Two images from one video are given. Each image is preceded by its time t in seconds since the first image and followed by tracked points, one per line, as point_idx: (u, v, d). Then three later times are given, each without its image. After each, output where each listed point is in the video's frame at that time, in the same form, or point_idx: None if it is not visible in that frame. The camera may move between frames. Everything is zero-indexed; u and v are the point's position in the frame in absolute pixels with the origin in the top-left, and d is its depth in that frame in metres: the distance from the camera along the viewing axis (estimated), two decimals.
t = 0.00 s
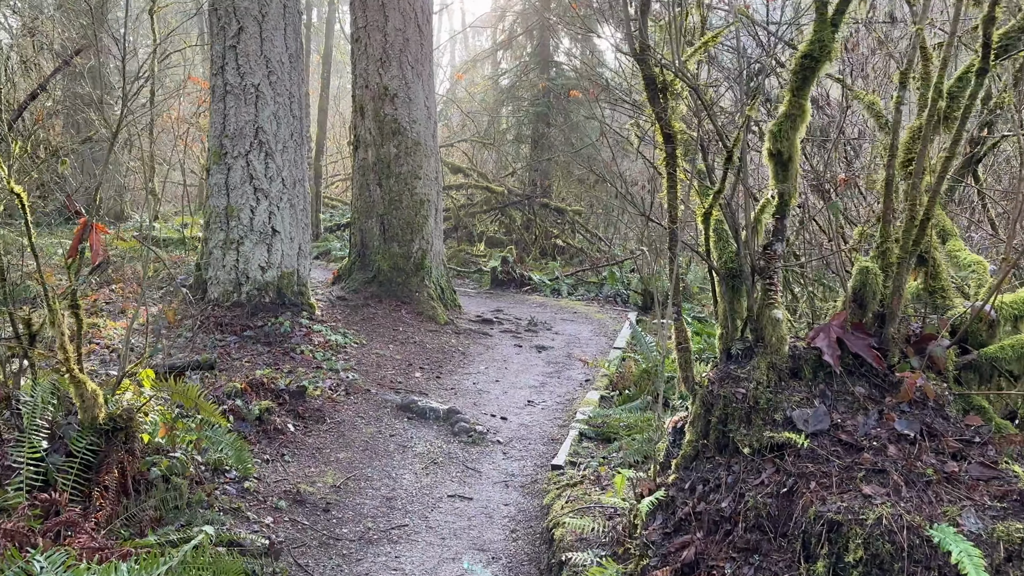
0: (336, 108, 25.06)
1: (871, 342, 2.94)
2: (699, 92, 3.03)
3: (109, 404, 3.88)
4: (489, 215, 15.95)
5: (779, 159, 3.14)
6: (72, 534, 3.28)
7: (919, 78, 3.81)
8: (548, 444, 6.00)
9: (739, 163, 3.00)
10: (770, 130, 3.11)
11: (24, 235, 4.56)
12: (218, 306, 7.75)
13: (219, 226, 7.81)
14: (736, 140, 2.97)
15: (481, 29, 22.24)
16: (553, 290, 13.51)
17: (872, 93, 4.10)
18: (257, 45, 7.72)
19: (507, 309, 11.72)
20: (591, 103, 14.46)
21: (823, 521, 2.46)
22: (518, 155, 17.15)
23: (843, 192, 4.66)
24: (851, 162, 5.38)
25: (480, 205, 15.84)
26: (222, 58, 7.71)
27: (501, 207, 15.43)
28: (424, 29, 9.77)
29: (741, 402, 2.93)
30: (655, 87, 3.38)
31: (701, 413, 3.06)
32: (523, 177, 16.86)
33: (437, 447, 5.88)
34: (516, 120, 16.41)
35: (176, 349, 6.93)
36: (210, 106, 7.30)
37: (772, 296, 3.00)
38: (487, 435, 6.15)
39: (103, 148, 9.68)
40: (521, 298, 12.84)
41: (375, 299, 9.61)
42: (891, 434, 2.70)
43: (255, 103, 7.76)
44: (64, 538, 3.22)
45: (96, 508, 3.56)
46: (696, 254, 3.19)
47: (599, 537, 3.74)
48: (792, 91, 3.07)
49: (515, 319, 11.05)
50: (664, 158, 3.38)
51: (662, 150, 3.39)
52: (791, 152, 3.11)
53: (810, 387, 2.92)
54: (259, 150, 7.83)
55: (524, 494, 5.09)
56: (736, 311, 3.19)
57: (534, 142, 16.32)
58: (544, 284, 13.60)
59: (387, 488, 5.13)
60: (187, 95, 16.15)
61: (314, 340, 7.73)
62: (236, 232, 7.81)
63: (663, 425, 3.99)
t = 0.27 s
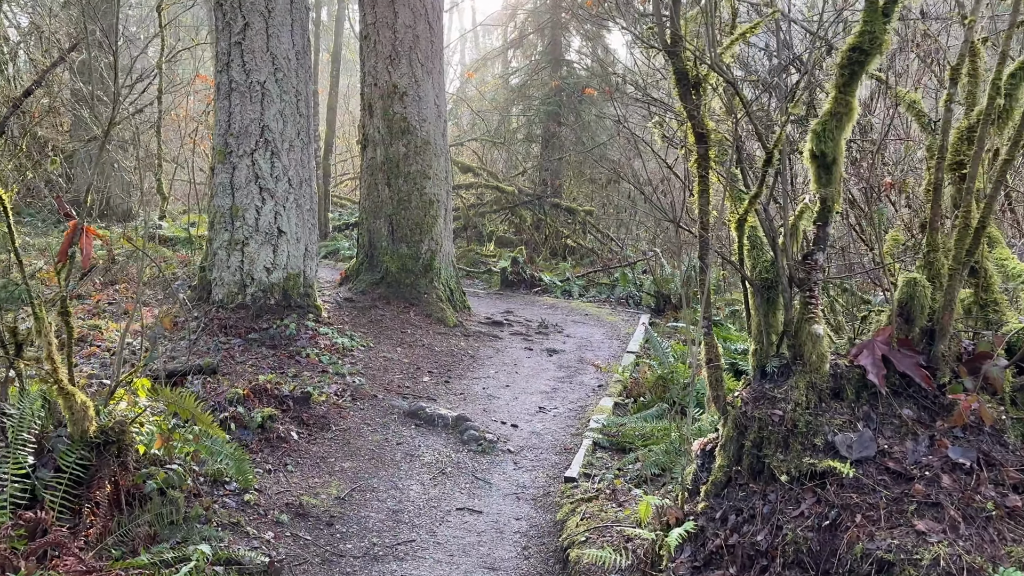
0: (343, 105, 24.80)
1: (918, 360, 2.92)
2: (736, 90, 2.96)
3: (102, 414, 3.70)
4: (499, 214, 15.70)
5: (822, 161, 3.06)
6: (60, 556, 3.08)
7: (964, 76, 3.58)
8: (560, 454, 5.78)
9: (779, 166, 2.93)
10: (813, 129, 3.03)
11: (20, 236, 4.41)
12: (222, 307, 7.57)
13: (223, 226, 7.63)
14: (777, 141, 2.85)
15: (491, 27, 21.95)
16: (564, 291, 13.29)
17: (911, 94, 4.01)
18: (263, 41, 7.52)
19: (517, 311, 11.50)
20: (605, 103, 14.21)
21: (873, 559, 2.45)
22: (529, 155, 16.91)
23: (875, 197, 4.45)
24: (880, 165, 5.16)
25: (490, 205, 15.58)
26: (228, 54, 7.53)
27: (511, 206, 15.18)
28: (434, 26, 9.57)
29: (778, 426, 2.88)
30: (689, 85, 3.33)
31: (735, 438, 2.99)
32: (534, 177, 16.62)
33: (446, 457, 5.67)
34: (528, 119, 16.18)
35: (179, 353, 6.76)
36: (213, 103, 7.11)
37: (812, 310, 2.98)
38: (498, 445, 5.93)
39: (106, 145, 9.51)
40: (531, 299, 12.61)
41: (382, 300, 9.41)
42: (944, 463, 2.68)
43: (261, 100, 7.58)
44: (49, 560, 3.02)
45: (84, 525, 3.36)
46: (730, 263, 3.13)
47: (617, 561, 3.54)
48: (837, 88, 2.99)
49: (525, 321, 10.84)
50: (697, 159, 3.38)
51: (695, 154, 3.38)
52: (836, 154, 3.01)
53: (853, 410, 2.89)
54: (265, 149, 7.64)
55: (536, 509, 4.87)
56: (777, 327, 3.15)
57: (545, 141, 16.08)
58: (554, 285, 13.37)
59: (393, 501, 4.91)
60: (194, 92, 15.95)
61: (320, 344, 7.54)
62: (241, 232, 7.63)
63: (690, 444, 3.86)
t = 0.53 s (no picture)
0: (347, 103, 24.54)
1: (961, 374, 2.92)
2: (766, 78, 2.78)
3: (87, 426, 3.54)
4: (506, 213, 15.47)
5: (858, 158, 2.98)
6: None
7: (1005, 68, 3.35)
8: (570, 463, 5.56)
9: (812, 162, 2.80)
10: (850, 122, 2.95)
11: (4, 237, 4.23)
12: (222, 309, 7.39)
13: (223, 225, 7.44)
14: (812, 134, 2.70)
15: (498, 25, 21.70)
16: (572, 291, 13.04)
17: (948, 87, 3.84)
18: (264, 36, 7.33)
19: (524, 312, 11.29)
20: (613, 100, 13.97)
21: None
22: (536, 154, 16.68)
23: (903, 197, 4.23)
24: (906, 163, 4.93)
25: (497, 204, 15.35)
26: (228, 49, 7.34)
27: (518, 205, 14.95)
28: (440, 22, 9.36)
29: (811, 445, 2.86)
30: (715, 72, 3.20)
31: (765, 458, 2.97)
32: (541, 176, 16.39)
33: (451, 466, 5.45)
34: (535, 117, 15.95)
35: (177, 356, 6.57)
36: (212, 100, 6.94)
37: (847, 318, 2.97)
38: (505, 453, 5.72)
39: (106, 143, 9.34)
40: (538, 300, 12.39)
41: (387, 302, 9.20)
42: (995, 488, 2.60)
43: (262, 96, 7.38)
44: None
45: (65, 544, 3.17)
46: (758, 266, 3.01)
47: None
48: (876, 76, 2.89)
49: (533, 322, 10.62)
50: (722, 153, 3.25)
51: (720, 147, 3.26)
52: (874, 148, 2.93)
53: (892, 428, 2.87)
54: (266, 146, 7.44)
55: (545, 522, 4.66)
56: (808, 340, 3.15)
57: (553, 139, 15.84)
58: (562, 285, 13.14)
59: (395, 514, 4.70)
60: (196, 89, 15.75)
61: (322, 346, 7.34)
62: (241, 232, 7.44)
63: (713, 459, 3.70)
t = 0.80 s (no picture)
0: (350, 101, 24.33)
1: (1006, 386, 2.77)
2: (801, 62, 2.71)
3: (66, 437, 3.37)
4: (512, 212, 15.25)
5: (893, 149, 2.84)
6: None
7: None
8: (577, 471, 5.35)
9: (843, 152, 2.73)
10: (886, 110, 2.82)
11: None
12: (221, 309, 7.21)
13: (221, 224, 7.25)
14: (845, 122, 2.70)
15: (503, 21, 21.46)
16: (579, 291, 12.81)
17: (980, 79, 3.64)
18: (263, 29, 7.13)
19: (530, 312, 11.08)
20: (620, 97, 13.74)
21: None
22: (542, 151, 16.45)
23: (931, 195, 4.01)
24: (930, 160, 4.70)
25: (503, 202, 15.13)
26: (226, 42, 7.14)
27: (523, 203, 14.73)
28: (444, 16, 9.15)
29: (843, 464, 2.71)
30: (737, 54, 3.03)
31: (793, 478, 2.83)
32: (547, 173, 16.16)
33: (454, 473, 5.25)
34: (541, 113, 15.72)
35: (173, 358, 6.40)
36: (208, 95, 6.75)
37: (881, 326, 2.82)
38: (510, 460, 5.51)
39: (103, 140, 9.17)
40: (545, 299, 12.17)
41: (390, 302, 9.00)
42: None
43: (261, 91, 7.18)
44: None
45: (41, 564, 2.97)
46: (784, 265, 2.85)
47: None
48: (915, 59, 2.76)
49: (539, 322, 10.41)
50: (745, 144, 3.10)
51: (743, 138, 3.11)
52: (913, 138, 2.80)
53: (933, 445, 2.74)
54: (265, 142, 7.25)
55: (551, 534, 4.45)
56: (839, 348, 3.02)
57: (558, 137, 15.61)
58: (569, 284, 12.92)
59: (394, 525, 4.49)
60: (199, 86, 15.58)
61: (322, 348, 7.15)
62: (239, 231, 7.24)
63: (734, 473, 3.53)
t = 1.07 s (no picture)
0: (352, 95, 24.06)
1: None
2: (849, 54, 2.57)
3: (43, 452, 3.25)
4: (517, 208, 15.01)
5: (940, 142, 2.73)
6: None
7: None
8: (587, 479, 5.13)
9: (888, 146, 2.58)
10: (936, 99, 2.69)
11: None
12: (219, 309, 7.02)
13: (219, 222, 7.06)
14: (892, 113, 2.56)
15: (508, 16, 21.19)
16: (586, 289, 12.57)
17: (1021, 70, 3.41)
18: (261, 21, 6.92)
19: (536, 311, 10.86)
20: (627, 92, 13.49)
21: None
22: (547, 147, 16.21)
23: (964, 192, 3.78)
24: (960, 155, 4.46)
25: (508, 198, 14.90)
26: (223, 35, 6.94)
27: (529, 200, 14.50)
28: (448, 8, 8.92)
29: (887, 493, 2.66)
30: (769, 37, 2.82)
31: (832, 508, 2.79)
32: (552, 169, 15.91)
33: (458, 481, 5.05)
34: (547, 109, 15.48)
35: (169, 360, 6.21)
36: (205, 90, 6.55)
37: (927, 340, 2.73)
38: (517, 467, 5.30)
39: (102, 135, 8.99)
40: (551, 298, 11.96)
41: (393, 300, 8.80)
42: None
43: (259, 85, 6.98)
44: None
45: None
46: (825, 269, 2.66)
47: None
48: (968, 41, 2.59)
49: (545, 322, 10.20)
50: (777, 137, 2.92)
51: (775, 130, 2.94)
52: (964, 131, 2.67)
53: (986, 472, 2.63)
54: (264, 138, 7.04)
55: (559, 547, 4.24)
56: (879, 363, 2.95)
57: (564, 132, 15.37)
58: (575, 282, 12.69)
59: (395, 538, 4.29)
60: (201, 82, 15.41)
61: (323, 349, 6.95)
62: (238, 228, 7.05)
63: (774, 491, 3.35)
